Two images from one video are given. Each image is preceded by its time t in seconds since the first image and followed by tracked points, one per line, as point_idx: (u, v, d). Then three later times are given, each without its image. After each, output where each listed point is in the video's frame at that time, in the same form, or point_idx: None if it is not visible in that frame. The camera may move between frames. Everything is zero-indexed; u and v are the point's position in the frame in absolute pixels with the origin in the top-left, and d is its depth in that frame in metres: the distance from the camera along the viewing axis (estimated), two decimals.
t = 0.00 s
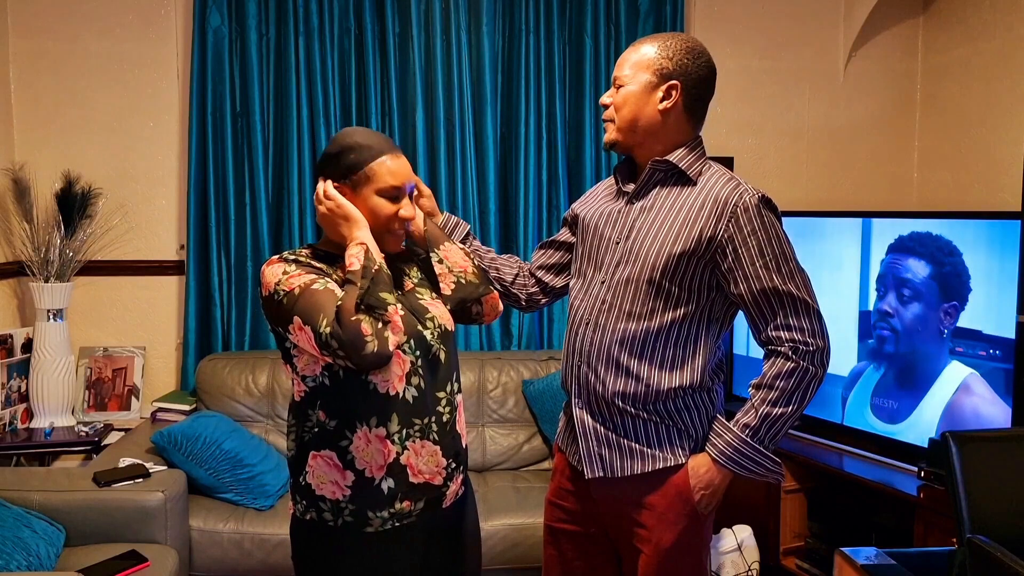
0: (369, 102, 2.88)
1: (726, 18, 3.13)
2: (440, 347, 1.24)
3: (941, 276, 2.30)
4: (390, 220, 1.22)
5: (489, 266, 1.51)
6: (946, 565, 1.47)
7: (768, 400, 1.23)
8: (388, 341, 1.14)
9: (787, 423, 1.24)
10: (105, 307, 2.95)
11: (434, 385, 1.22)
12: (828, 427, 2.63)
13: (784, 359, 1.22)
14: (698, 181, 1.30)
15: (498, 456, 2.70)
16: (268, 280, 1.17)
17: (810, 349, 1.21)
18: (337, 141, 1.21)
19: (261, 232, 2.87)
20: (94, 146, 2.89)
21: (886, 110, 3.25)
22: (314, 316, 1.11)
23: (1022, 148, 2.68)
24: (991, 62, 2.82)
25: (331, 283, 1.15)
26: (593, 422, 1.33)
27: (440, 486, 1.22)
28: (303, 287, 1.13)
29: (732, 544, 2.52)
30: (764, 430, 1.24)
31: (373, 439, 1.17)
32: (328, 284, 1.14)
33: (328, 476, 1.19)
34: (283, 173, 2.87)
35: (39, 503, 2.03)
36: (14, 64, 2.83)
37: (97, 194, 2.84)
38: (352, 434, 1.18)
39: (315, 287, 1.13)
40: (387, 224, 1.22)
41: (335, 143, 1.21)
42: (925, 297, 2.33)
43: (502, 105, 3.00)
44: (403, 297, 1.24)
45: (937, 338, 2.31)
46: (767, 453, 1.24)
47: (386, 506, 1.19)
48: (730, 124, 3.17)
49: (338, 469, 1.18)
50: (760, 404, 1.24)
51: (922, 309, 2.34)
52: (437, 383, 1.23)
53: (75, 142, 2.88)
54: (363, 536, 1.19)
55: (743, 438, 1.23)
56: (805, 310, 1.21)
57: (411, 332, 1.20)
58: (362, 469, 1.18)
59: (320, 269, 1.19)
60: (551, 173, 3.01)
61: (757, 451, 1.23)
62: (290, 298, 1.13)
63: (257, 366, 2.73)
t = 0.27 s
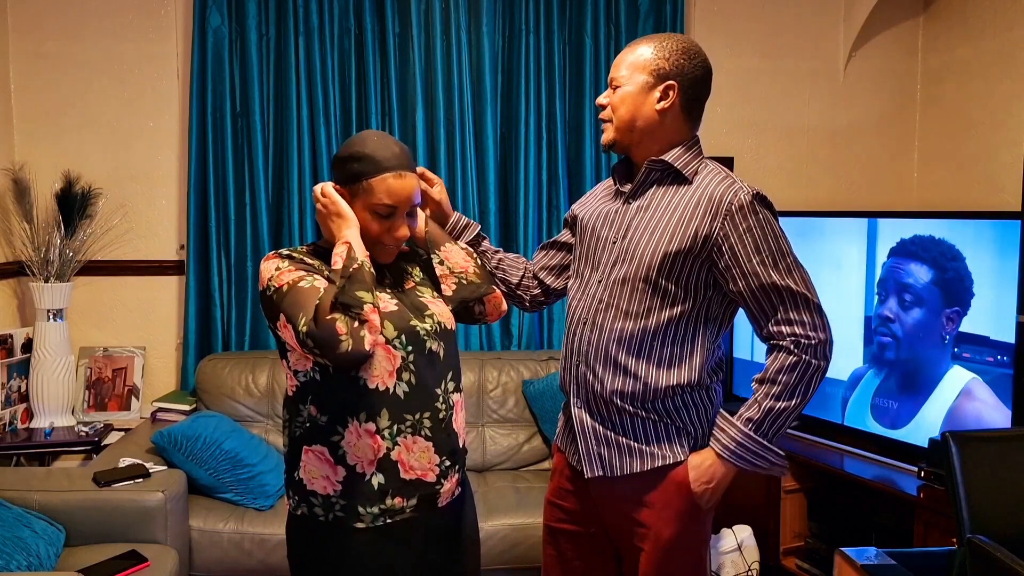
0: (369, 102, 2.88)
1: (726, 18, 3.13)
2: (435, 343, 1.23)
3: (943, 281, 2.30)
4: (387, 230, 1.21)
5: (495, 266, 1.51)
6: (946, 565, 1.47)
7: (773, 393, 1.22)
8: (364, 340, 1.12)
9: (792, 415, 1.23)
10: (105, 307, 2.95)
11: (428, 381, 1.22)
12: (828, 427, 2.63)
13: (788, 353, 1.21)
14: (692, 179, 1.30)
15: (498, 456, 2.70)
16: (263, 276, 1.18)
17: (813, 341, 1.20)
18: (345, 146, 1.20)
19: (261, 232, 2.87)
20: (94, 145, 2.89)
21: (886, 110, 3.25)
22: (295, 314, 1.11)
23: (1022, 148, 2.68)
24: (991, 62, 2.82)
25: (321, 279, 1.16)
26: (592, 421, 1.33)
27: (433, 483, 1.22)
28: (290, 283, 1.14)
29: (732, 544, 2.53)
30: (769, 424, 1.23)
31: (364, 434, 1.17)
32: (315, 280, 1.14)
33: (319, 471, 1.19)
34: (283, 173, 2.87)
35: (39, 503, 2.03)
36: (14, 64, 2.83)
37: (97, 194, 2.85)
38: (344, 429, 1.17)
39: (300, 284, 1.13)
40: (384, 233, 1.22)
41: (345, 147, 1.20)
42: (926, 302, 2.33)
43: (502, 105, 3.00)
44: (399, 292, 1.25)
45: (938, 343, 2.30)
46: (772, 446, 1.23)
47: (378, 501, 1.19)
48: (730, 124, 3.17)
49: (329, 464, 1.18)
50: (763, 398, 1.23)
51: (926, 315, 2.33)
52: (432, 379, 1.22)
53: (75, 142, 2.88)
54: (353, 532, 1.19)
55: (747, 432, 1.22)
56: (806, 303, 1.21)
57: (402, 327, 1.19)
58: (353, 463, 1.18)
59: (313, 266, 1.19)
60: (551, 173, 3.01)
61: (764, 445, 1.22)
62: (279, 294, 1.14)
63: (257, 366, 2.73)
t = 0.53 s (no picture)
0: (369, 103, 2.88)
1: (726, 18, 3.13)
2: (430, 343, 1.22)
3: (941, 284, 2.30)
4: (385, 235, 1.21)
5: (498, 264, 1.52)
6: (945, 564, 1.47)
7: (785, 367, 1.15)
8: (351, 343, 1.12)
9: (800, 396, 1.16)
10: (105, 307, 2.95)
11: (422, 382, 1.20)
12: (825, 427, 2.65)
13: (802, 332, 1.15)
14: (693, 179, 1.30)
15: (498, 456, 2.70)
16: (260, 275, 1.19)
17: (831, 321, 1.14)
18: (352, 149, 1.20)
19: (261, 232, 2.87)
20: (94, 145, 2.89)
21: (886, 110, 3.25)
22: (285, 314, 1.12)
23: (1021, 148, 2.68)
24: (991, 62, 2.82)
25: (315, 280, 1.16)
26: (591, 422, 1.33)
27: (426, 486, 1.21)
28: (283, 283, 1.14)
29: (732, 544, 2.53)
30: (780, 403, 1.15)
31: (354, 435, 1.17)
32: (308, 281, 1.15)
33: (310, 471, 1.18)
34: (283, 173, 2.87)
35: (39, 503, 2.03)
36: (14, 64, 2.83)
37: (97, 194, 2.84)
38: (335, 429, 1.17)
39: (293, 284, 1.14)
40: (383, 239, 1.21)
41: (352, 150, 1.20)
42: (925, 304, 2.33)
43: (502, 105, 3.00)
44: (397, 293, 1.26)
45: (935, 347, 2.31)
46: (776, 421, 1.16)
47: (368, 503, 1.18)
48: (731, 124, 3.17)
49: (320, 464, 1.18)
50: (775, 366, 1.16)
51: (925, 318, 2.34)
52: (427, 381, 1.21)
53: (75, 142, 2.88)
54: (344, 532, 1.18)
55: (756, 404, 1.15)
56: (822, 284, 1.16)
57: (394, 326, 1.19)
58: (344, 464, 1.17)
59: (308, 266, 1.19)
60: (552, 173, 3.01)
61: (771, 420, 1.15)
62: (272, 293, 1.15)
63: (257, 366, 2.73)
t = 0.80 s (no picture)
0: (369, 102, 2.88)
1: (726, 18, 3.13)
2: (429, 348, 1.21)
3: (921, 277, 2.36)
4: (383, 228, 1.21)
5: (496, 268, 1.52)
6: (946, 564, 1.47)
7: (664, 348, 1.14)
8: (351, 352, 1.12)
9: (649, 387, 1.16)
10: (105, 307, 2.95)
11: (420, 385, 1.20)
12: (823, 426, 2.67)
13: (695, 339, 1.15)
14: (695, 182, 1.30)
15: (498, 456, 2.70)
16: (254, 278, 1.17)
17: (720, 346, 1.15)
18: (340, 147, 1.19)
19: (261, 231, 2.87)
20: (94, 145, 2.89)
21: (886, 110, 3.25)
22: (283, 321, 1.10)
23: (1021, 148, 2.68)
24: (991, 63, 2.82)
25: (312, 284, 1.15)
26: (594, 422, 1.33)
27: (424, 489, 1.20)
28: (280, 288, 1.12)
29: (733, 545, 2.54)
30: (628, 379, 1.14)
31: (352, 438, 1.15)
32: (305, 286, 1.13)
33: (308, 474, 1.17)
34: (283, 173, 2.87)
35: (39, 503, 2.03)
36: (14, 64, 2.83)
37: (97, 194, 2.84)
38: (333, 432, 1.15)
39: (289, 289, 1.12)
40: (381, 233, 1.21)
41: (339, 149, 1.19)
42: (906, 298, 2.38)
43: (502, 104, 3.00)
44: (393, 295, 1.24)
45: (916, 338, 2.36)
46: (613, 379, 1.13)
47: (366, 507, 1.16)
48: (731, 124, 3.17)
49: (318, 468, 1.16)
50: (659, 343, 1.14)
51: (905, 311, 2.39)
52: (424, 385, 1.20)
53: (75, 142, 2.88)
54: (342, 537, 1.17)
55: (615, 359, 1.12)
56: (734, 310, 1.16)
57: (391, 330, 1.18)
58: (342, 468, 1.16)
59: (304, 270, 1.17)
60: (552, 173, 3.01)
61: (609, 374, 1.12)
62: (268, 299, 1.13)
63: (257, 366, 2.73)
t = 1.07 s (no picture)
0: (369, 102, 2.87)
1: (726, 18, 3.12)
2: (427, 345, 1.20)
3: (901, 275, 2.40)
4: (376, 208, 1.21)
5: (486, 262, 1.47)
6: (946, 564, 1.47)
7: (585, 292, 1.11)
8: (365, 351, 1.08)
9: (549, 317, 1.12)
10: (105, 307, 2.95)
11: (420, 384, 1.19)
12: (823, 426, 2.67)
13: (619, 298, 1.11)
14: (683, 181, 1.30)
15: (498, 457, 2.70)
16: (249, 280, 1.12)
17: (638, 310, 1.11)
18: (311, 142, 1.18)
19: (261, 231, 2.87)
20: (94, 145, 2.89)
21: (887, 110, 3.25)
22: (292, 320, 1.06)
23: (1022, 148, 2.68)
24: (992, 62, 2.81)
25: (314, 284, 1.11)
26: (587, 421, 1.33)
27: (424, 488, 1.18)
28: (282, 289, 1.08)
29: (733, 545, 2.53)
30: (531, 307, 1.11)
31: (353, 439, 1.14)
32: (308, 286, 1.09)
33: (307, 476, 1.16)
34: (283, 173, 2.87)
35: (38, 503, 2.03)
36: (14, 64, 2.83)
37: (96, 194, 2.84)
38: (333, 434, 1.14)
39: (295, 289, 1.08)
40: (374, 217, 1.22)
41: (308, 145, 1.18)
42: (887, 296, 2.43)
43: (502, 104, 3.00)
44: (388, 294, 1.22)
45: (897, 334, 2.41)
46: (516, 293, 1.10)
47: (367, 508, 1.15)
48: (731, 124, 3.16)
49: (318, 470, 1.15)
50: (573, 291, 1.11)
51: (886, 308, 2.44)
52: (422, 383, 1.19)
53: (75, 141, 2.88)
54: (343, 538, 1.16)
55: (524, 281, 1.10)
56: (668, 286, 1.13)
57: (393, 329, 1.17)
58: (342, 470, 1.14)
59: (302, 270, 1.14)
60: (552, 173, 3.01)
61: (515, 287, 1.10)
62: (270, 300, 1.08)
63: (256, 366, 2.73)
